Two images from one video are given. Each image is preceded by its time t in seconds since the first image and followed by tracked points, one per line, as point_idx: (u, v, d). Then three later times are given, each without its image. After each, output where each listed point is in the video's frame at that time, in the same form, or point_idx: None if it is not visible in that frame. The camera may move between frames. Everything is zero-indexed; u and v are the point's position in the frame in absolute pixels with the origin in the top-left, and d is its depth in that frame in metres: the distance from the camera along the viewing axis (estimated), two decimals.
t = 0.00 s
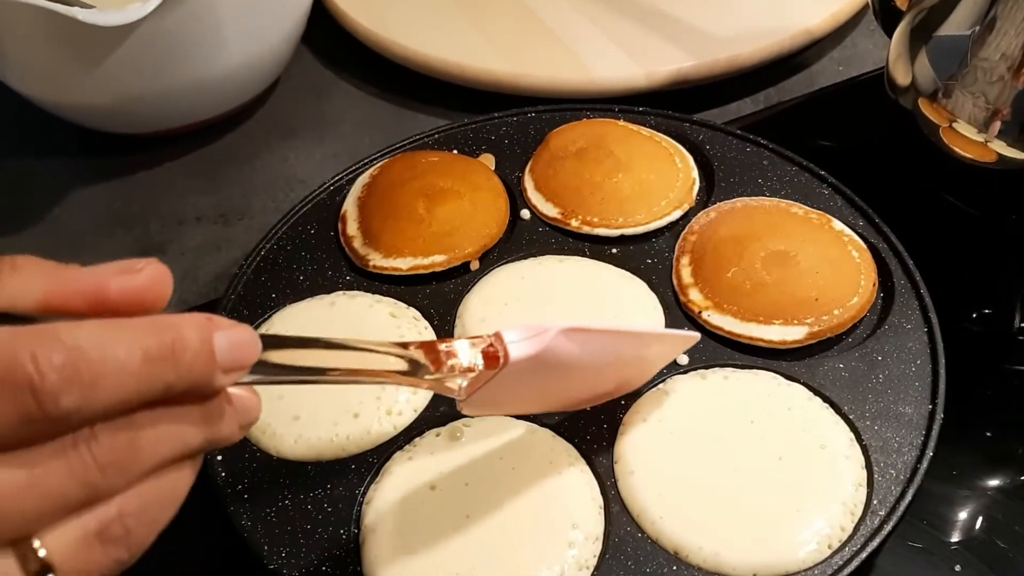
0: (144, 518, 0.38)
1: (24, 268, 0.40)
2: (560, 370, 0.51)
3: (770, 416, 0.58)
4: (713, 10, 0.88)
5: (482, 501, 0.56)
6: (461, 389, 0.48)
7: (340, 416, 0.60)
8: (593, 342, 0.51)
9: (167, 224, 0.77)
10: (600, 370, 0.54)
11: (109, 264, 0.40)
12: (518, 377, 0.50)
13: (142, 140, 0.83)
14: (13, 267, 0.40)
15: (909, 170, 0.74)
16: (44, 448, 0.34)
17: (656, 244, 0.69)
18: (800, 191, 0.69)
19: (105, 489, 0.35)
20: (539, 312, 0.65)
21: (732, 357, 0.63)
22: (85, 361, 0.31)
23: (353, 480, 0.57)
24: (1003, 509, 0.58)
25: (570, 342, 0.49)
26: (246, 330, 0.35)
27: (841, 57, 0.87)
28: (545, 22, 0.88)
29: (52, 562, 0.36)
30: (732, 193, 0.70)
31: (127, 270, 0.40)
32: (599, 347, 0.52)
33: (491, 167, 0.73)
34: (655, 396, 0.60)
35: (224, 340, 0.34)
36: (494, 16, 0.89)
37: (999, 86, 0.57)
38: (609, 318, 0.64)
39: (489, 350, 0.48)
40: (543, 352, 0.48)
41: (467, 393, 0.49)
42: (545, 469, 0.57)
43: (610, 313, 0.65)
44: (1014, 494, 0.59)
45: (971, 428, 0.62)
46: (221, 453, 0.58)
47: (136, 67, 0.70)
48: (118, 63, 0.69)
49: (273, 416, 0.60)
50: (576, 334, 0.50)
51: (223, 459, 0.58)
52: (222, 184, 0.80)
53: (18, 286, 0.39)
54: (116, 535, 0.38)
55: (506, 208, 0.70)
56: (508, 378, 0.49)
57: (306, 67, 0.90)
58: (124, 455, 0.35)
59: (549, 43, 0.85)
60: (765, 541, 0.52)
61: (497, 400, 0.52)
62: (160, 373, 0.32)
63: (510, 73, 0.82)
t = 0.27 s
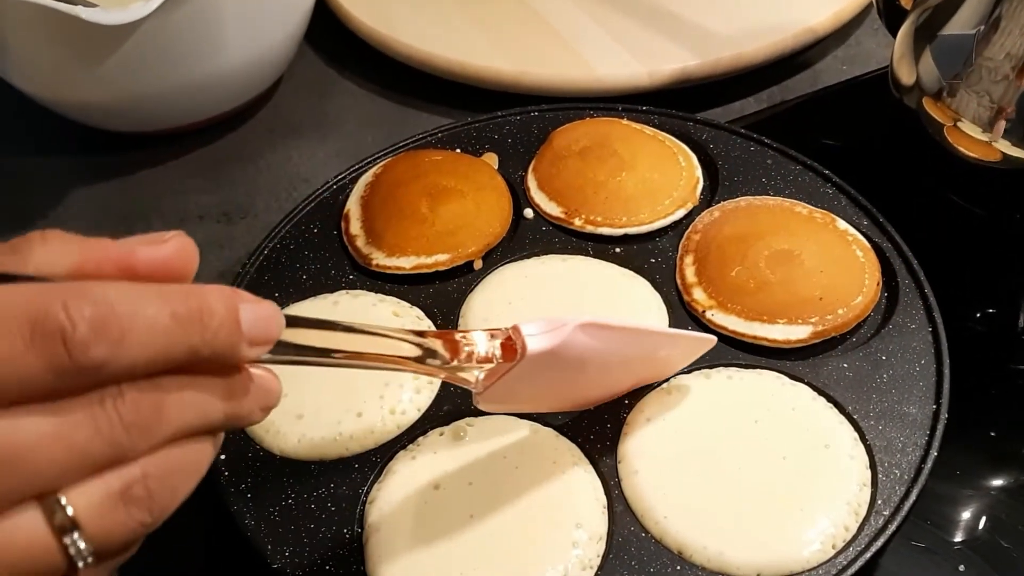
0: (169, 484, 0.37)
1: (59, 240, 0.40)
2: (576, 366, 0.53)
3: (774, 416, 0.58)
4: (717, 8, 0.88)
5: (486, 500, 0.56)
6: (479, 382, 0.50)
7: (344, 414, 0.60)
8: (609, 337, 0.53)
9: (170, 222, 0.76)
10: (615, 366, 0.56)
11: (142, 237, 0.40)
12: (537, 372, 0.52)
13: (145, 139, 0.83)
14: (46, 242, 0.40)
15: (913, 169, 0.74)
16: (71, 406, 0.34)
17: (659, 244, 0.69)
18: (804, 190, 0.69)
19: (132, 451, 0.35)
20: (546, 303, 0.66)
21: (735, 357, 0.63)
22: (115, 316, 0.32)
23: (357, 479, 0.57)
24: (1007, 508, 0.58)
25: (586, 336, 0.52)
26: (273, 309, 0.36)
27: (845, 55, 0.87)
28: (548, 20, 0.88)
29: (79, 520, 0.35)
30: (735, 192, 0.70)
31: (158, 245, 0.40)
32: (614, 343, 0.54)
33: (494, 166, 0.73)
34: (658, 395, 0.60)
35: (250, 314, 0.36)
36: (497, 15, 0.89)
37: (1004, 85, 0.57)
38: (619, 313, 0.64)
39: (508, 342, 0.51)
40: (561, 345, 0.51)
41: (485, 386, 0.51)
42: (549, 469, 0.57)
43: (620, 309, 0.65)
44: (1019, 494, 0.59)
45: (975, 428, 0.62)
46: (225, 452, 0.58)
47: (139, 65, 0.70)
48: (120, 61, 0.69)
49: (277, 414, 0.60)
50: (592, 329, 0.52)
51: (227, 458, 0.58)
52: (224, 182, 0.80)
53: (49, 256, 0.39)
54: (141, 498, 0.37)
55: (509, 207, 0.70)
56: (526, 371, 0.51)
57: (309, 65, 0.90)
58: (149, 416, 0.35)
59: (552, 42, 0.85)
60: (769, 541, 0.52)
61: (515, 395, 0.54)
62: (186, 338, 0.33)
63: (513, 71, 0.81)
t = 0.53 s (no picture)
0: (142, 429, 0.35)
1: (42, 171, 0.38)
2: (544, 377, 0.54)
3: (777, 416, 0.58)
4: (720, 8, 0.88)
5: (489, 499, 0.56)
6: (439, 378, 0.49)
7: (347, 414, 0.60)
8: (579, 355, 0.53)
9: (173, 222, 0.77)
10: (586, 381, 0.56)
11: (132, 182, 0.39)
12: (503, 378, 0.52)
13: (148, 138, 0.83)
14: (29, 170, 0.38)
15: (915, 169, 0.74)
16: (52, 337, 0.32)
17: (662, 244, 0.69)
18: (807, 190, 0.69)
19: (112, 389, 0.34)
20: (535, 301, 0.66)
21: (738, 357, 0.63)
22: (115, 249, 0.31)
23: (360, 478, 0.57)
24: (1010, 508, 0.58)
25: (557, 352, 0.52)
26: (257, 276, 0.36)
27: (847, 56, 0.87)
28: (551, 20, 0.88)
29: (58, 450, 0.33)
30: (738, 192, 0.70)
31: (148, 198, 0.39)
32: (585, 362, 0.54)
33: (497, 167, 0.73)
34: (661, 395, 0.61)
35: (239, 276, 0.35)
36: (500, 15, 0.89)
37: (1007, 87, 0.57)
38: (597, 332, 0.64)
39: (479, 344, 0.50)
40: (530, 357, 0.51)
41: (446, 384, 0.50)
42: (552, 469, 0.57)
43: (600, 326, 0.65)
44: (1021, 494, 0.59)
45: (977, 428, 0.62)
46: (229, 451, 0.58)
47: (142, 65, 0.70)
48: (124, 61, 0.70)
49: (280, 414, 0.60)
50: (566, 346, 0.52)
51: (230, 456, 0.58)
52: (227, 182, 0.80)
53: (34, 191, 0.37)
54: (119, 439, 0.35)
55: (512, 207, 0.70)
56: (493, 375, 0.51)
57: (312, 65, 0.90)
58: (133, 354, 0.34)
59: (555, 42, 0.85)
60: (771, 541, 0.52)
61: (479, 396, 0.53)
62: (182, 287, 0.33)
63: (516, 71, 0.82)
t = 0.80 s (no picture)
0: (139, 480, 0.33)
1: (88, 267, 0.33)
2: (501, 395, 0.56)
3: (780, 417, 0.58)
4: (724, 8, 0.88)
5: (492, 498, 0.56)
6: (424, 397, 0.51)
7: (351, 414, 0.60)
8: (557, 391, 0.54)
9: (178, 222, 0.77)
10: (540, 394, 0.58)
11: (176, 288, 0.34)
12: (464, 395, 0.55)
13: (153, 137, 0.83)
14: (73, 267, 0.33)
15: (920, 169, 0.74)
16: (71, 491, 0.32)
17: (667, 244, 0.69)
18: (811, 190, 0.69)
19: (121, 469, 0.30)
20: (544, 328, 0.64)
21: (742, 357, 0.63)
22: (153, 408, 0.30)
23: (364, 478, 0.58)
24: (1014, 508, 0.58)
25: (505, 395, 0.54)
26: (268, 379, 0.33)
27: (851, 55, 0.87)
28: (555, 20, 0.88)
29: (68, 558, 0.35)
30: (742, 192, 0.70)
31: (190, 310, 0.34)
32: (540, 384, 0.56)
33: (501, 166, 0.73)
34: (664, 395, 0.61)
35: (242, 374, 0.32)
36: (504, 15, 0.89)
37: (1013, 86, 0.57)
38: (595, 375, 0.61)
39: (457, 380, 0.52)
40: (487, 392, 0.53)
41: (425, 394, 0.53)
42: (555, 468, 0.57)
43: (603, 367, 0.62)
44: None
45: (981, 428, 0.62)
46: (232, 450, 0.58)
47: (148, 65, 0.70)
48: (129, 61, 0.70)
49: (284, 413, 0.60)
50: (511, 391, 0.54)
51: (234, 456, 0.58)
52: (232, 181, 0.80)
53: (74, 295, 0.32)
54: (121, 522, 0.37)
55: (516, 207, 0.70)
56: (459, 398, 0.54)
57: (317, 65, 0.90)
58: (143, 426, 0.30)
59: (559, 41, 0.85)
60: (775, 541, 0.52)
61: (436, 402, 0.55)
62: (174, 431, 0.30)
63: (520, 71, 0.82)
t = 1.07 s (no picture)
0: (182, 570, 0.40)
1: (178, 472, 0.36)
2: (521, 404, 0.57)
3: (781, 418, 0.58)
4: (725, 8, 0.88)
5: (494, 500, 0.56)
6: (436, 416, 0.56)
7: (352, 415, 0.60)
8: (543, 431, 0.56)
9: (179, 222, 0.77)
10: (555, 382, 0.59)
11: (244, 490, 0.36)
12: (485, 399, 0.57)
13: (154, 138, 0.83)
14: (172, 473, 0.35)
15: (921, 171, 0.74)
16: None
17: (668, 245, 0.69)
18: (812, 191, 0.69)
19: None
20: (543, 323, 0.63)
21: (743, 359, 0.63)
22: None
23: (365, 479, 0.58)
24: (1015, 510, 0.58)
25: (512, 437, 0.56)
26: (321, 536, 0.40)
27: (852, 56, 0.87)
28: (556, 20, 0.88)
29: None
30: (743, 194, 0.70)
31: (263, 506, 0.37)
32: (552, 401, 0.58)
33: (502, 167, 0.73)
34: (665, 397, 0.61)
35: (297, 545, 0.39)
36: (505, 15, 0.89)
37: (1014, 87, 0.57)
38: (601, 368, 0.60)
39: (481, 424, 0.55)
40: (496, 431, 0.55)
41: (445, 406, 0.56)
42: (556, 470, 0.57)
43: (610, 359, 0.61)
44: None
45: (982, 430, 0.62)
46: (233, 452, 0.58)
47: (149, 66, 0.70)
48: (130, 62, 0.70)
49: (285, 414, 0.60)
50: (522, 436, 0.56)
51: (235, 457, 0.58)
52: (233, 182, 0.80)
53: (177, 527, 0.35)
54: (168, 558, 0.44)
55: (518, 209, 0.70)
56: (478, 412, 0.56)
57: (318, 65, 0.90)
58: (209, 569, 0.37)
59: (560, 42, 0.85)
60: (776, 544, 0.52)
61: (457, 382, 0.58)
62: None
63: (521, 72, 0.82)
